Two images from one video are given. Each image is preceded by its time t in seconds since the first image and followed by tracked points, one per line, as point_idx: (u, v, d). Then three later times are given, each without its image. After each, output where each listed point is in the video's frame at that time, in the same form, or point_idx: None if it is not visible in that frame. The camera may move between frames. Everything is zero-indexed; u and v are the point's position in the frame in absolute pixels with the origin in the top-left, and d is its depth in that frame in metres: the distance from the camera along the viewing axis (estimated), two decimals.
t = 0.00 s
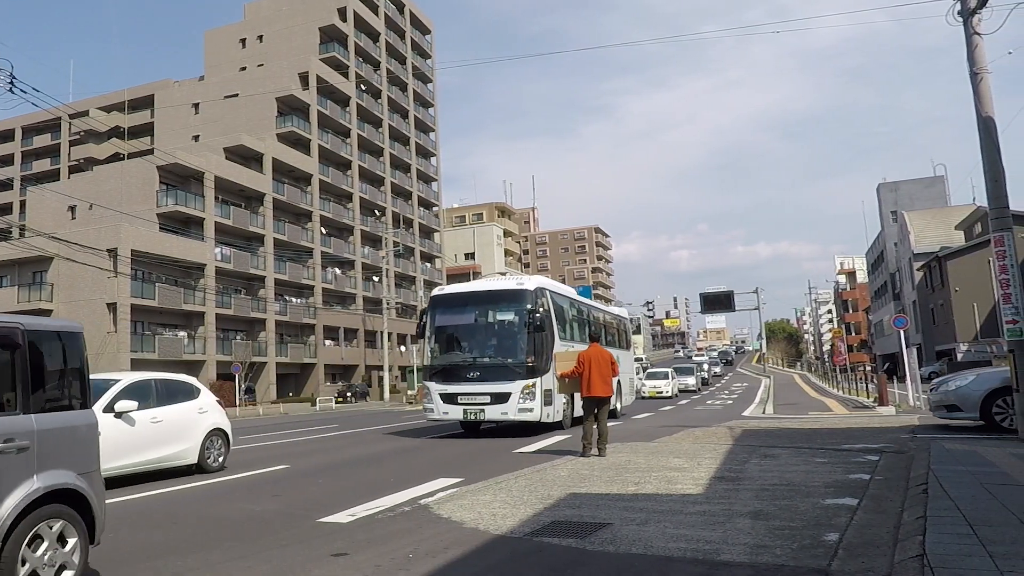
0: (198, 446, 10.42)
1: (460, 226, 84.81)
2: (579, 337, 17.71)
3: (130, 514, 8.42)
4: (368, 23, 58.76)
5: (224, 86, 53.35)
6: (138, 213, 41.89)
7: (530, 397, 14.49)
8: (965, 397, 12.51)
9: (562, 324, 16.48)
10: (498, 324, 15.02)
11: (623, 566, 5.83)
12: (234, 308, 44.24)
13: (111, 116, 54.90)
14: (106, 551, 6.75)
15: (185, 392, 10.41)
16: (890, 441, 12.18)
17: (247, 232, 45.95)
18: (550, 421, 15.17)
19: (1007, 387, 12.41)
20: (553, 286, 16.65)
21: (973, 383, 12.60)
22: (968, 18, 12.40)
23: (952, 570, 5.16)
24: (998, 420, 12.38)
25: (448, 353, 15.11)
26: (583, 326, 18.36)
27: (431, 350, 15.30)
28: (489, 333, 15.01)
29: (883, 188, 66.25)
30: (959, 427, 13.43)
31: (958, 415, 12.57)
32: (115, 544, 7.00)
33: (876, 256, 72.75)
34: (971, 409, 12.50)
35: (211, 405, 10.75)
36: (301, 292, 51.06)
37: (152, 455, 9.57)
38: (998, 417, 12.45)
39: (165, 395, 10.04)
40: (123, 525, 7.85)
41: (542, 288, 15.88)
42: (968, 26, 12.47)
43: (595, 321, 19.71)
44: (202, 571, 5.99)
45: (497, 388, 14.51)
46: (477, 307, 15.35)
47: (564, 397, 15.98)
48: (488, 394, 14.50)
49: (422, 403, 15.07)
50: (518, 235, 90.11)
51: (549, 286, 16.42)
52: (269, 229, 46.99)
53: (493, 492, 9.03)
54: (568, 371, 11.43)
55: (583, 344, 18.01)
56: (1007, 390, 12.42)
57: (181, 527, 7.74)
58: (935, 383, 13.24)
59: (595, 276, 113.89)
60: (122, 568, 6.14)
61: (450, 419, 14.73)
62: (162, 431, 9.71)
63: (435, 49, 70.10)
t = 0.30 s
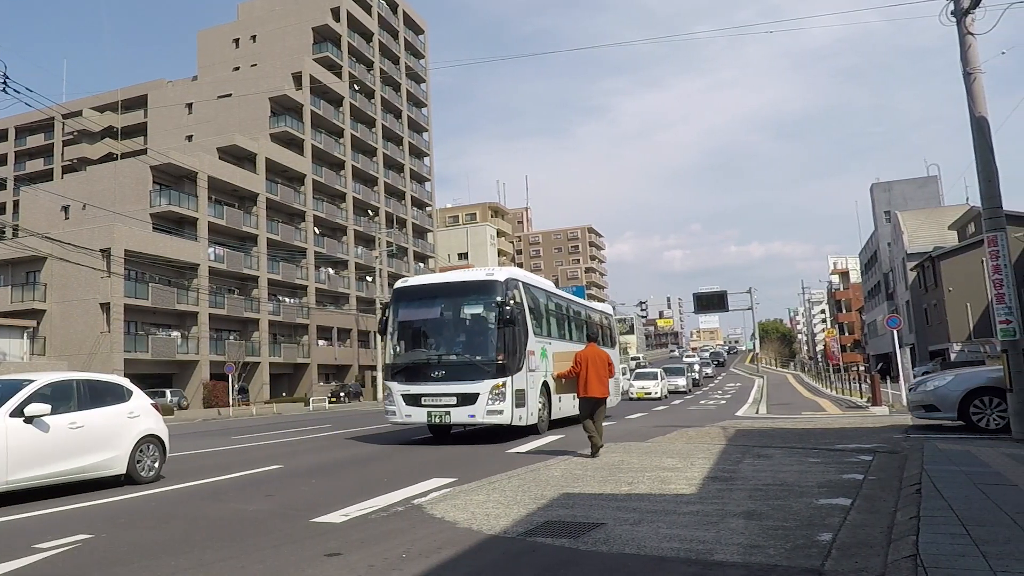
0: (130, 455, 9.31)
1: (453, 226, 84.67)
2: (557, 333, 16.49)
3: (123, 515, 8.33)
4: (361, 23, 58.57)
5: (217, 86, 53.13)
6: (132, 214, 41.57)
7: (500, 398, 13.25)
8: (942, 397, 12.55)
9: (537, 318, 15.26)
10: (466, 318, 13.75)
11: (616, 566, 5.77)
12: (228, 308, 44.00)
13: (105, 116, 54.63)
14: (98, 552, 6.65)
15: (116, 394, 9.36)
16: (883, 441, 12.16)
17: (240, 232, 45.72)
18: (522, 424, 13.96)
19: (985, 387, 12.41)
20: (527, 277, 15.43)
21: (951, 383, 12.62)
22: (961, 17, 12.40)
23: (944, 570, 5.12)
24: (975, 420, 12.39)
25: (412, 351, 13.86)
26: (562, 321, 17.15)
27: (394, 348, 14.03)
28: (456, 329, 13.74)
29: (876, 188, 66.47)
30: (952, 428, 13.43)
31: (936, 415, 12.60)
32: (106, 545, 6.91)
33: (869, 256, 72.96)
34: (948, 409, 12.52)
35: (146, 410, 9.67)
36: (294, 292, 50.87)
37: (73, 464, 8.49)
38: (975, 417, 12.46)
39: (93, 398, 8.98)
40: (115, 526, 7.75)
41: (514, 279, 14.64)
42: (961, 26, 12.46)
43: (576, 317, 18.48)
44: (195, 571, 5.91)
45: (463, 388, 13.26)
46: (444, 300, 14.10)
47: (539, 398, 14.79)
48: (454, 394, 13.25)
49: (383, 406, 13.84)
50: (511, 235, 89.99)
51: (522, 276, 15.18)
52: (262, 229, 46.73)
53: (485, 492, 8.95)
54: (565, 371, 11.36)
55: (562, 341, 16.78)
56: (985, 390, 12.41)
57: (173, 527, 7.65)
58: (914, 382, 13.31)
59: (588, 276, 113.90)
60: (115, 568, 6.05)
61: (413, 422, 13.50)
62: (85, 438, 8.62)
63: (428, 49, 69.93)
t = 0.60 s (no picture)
0: (45, 464, 8.64)
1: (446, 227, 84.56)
2: (532, 330, 15.20)
3: (116, 515, 8.22)
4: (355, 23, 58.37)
5: (211, 86, 52.93)
6: (126, 214, 41.38)
7: (466, 403, 11.94)
8: (919, 398, 12.59)
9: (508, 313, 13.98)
10: (430, 314, 12.38)
11: (611, 566, 5.71)
12: (221, 308, 43.75)
13: (98, 116, 54.37)
14: (92, 551, 6.56)
15: (31, 397, 8.71)
16: (876, 441, 12.15)
17: (233, 232, 45.48)
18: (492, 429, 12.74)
19: (962, 387, 12.45)
20: (498, 270, 14.07)
21: (928, 383, 12.66)
22: (954, 17, 12.40)
23: (939, 571, 5.07)
24: (953, 419, 12.40)
25: (372, 350, 12.49)
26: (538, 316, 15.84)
27: (352, 347, 12.64)
28: (418, 326, 12.36)
29: (869, 188, 66.71)
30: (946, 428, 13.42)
31: (914, 415, 12.63)
32: (100, 545, 6.81)
33: (862, 256, 73.22)
34: (926, 409, 12.55)
35: (65, 414, 8.95)
36: (287, 292, 50.66)
37: None
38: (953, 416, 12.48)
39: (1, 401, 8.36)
40: (108, 526, 7.65)
41: (483, 271, 13.27)
42: (954, 26, 12.46)
43: (554, 312, 17.12)
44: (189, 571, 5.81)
45: (425, 392, 11.96)
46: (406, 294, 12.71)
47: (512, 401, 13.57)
48: (416, 398, 11.94)
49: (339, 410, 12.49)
50: (504, 235, 89.90)
51: (492, 268, 13.84)
52: (255, 229, 46.48)
53: (479, 492, 8.88)
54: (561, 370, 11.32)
55: (538, 338, 15.49)
56: (962, 390, 12.45)
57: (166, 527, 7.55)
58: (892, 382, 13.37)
59: (581, 276, 113.88)
60: (106, 569, 5.96)
61: (371, 429, 12.19)
62: None
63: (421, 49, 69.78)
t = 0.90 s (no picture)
0: None
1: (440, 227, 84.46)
2: (503, 327, 14.02)
3: (108, 515, 8.10)
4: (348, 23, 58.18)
5: (204, 86, 52.72)
6: (119, 214, 41.11)
7: (427, 408, 10.65)
8: (897, 397, 12.62)
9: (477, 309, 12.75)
10: (388, 309, 11.00)
11: (604, 566, 5.65)
12: (214, 308, 43.49)
13: (91, 116, 54.09)
14: (85, 551, 6.45)
15: None
16: (869, 441, 12.13)
17: (226, 232, 45.25)
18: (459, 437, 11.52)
19: (941, 387, 12.45)
20: (465, 261, 12.80)
21: (906, 384, 12.68)
22: (947, 18, 12.40)
23: (932, 570, 5.03)
24: (931, 419, 12.41)
25: (325, 349, 11.14)
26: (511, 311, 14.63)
27: (302, 345, 11.27)
28: (376, 323, 10.99)
29: (863, 188, 66.95)
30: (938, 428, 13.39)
31: (892, 414, 12.64)
32: (93, 544, 6.71)
33: (856, 256, 73.41)
34: (904, 409, 12.57)
35: None
36: (280, 292, 50.45)
37: None
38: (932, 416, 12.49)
39: None
40: (101, 525, 7.54)
41: (447, 262, 11.94)
42: (947, 26, 12.47)
43: (530, 307, 15.94)
44: (182, 572, 5.72)
45: (381, 397, 10.63)
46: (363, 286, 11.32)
47: (481, 405, 12.37)
48: (371, 403, 10.63)
49: (288, 416, 11.18)
50: (498, 235, 89.81)
51: (458, 258, 12.52)
52: (248, 229, 46.22)
53: (472, 492, 8.82)
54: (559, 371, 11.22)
55: (511, 335, 14.31)
56: (941, 390, 12.45)
57: (161, 527, 7.46)
58: (872, 384, 13.37)
59: (575, 276, 113.79)
60: (97, 569, 5.86)
61: (322, 438, 10.90)
62: None
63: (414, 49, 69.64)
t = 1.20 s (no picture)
0: None
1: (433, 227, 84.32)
2: (474, 323, 12.63)
3: (100, 516, 8.00)
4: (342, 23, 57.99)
5: (197, 86, 52.52)
6: (112, 214, 40.86)
7: (379, 416, 9.32)
8: (879, 398, 12.69)
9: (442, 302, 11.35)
10: (337, 304, 9.65)
11: (597, 566, 5.60)
12: (207, 308, 43.24)
13: (85, 116, 53.83)
14: (77, 551, 6.36)
15: None
16: (862, 441, 12.11)
17: (219, 232, 45.00)
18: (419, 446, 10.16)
19: (924, 388, 12.45)
20: (429, 250, 11.41)
21: (888, 384, 12.74)
22: (941, 17, 12.40)
23: (925, 570, 4.99)
24: (913, 418, 12.46)
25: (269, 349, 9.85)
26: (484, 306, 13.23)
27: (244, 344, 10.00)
28: (324, 318, 9.65)
29: (856, 188, 67.15)
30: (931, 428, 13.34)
31: (875, 415, 12.69)
32: (84, 545, 6.61)
33: (849, 256, 73.62)
34: (886, 409, 12.65)
35: None
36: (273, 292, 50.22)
37: None
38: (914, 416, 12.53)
39: None
40: (94, 525, 7.44)
41: (405, 250, 10.57)
42: (941, 26, 12.46)
43: (507, 301, 14.52)
44: (177, 571, 5.64)
45: (328, 403, 9.33)
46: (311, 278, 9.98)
47: (446, 410, 11.06)
48: (317, 410, 9.35)
49: (227, 424, 9.95)
50: (491, 235, 89.69)
51: (420, 247, 11.14)
52: (241, 229, 45.97)
53: (465, 492, 8.75)
54: (555, 370, 11.21)
55: (483, 332, 12.92)
56: (923, 390, 12.46)
57: (152, 527, 7.36)
58: (857, 385, 13.38)
59: (568, 276, 113.71)
60: (90, 569, 5.77)
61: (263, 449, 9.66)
62: None
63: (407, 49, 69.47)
